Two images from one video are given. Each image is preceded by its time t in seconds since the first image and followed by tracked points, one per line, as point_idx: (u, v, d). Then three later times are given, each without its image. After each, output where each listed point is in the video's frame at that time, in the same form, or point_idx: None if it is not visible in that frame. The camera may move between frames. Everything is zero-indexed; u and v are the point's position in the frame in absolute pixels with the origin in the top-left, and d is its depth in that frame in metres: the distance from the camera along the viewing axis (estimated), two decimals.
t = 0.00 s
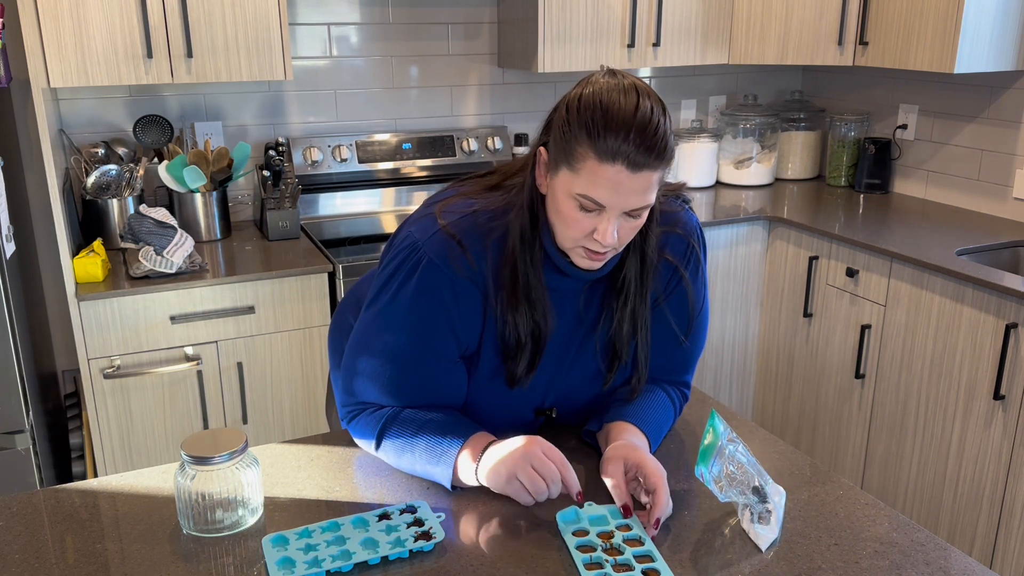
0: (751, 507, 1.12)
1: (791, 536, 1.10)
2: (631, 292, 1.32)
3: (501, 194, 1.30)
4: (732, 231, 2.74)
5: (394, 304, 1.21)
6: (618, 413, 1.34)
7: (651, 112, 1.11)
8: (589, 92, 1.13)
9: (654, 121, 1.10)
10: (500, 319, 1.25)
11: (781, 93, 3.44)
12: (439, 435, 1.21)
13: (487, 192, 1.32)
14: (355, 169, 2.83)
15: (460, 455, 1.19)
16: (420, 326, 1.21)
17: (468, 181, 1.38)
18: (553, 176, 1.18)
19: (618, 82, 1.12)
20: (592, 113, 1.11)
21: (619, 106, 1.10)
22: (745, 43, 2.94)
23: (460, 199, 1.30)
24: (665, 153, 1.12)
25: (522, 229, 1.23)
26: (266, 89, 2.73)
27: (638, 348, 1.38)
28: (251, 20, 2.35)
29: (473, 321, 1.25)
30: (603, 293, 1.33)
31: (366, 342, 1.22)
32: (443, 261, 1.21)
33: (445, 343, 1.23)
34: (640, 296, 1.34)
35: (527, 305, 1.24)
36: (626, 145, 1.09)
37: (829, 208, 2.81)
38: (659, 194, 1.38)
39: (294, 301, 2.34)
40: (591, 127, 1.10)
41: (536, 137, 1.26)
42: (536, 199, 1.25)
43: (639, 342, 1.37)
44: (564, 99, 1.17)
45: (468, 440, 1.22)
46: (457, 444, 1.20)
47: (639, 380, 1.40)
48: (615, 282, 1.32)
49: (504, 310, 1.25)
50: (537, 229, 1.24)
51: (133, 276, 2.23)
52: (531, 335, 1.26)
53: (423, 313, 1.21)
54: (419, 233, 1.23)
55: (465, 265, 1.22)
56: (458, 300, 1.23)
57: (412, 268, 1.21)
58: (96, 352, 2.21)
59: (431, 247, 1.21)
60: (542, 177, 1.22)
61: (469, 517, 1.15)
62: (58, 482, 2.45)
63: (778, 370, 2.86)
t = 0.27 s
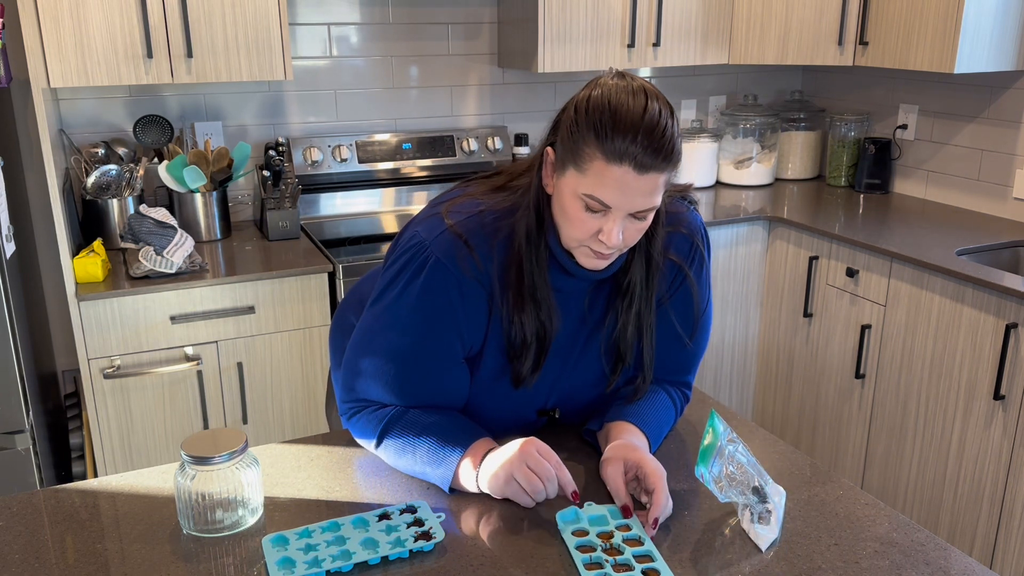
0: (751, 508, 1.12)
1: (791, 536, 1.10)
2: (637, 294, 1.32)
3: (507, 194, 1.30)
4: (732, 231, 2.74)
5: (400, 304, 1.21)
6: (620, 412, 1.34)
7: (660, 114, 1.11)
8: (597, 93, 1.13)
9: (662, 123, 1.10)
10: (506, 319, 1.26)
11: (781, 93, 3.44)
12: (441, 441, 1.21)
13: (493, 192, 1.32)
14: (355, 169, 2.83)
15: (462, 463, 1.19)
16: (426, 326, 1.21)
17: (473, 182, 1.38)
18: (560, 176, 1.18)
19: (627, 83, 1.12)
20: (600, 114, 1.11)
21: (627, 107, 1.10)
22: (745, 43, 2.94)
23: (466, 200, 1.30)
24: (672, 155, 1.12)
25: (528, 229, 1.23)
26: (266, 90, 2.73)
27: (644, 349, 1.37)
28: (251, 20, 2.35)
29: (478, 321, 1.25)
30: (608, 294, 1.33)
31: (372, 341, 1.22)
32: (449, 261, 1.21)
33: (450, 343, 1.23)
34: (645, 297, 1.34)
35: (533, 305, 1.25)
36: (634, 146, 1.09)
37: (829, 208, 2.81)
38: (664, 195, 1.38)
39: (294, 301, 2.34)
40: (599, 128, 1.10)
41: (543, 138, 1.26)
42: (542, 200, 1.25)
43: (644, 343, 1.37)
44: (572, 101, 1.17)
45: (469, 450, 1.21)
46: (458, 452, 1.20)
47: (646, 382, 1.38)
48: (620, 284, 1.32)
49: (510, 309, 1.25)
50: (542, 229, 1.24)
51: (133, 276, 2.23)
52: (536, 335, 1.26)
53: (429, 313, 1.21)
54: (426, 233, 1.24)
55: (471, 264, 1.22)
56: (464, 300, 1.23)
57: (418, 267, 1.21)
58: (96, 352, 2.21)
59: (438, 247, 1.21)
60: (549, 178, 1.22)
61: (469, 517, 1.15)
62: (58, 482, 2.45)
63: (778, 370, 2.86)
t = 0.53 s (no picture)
0: (751, 508, 1.12)
1: (791, 536, 1.10)
2: (641, 295, 1.33)
3: (512, 195, 1.30)
4: (732, 231, 2.74)
5: (405, 303, 1.21)
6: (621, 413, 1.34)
7: (667, 117, 1.11)
8: (605, 95, 1.13)
9: (670, 126, 1.10)
10: (511, 320, 1.25)
11: (781, 93, 3.44)
12: (441, 441, 1.21)
13: (498, 193, 1.31)
14: (355, 169, 2.83)
15: (459, 465, 1.19)
16: (431, 326, 1.21)
17: (478, 183, 1.38)
18: (566, 177, 1.18)
19: (635, 86, 1.12)
20: (608, 116, 1.11)
21: (635, 110, 1.10)
22: (745, 42, 2.94)
23: (471, 201, 1.30)
24: (678, 159, 1.12)
25: (533, 229, 1.23)
26: (266, 90, 2.73)
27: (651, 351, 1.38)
28: (251, 19, 2.35)
29: (483, 322, 1.25)
30: (612, 295, 1.33)
31: (376, 341, 1.22)
32: (454, 262, 1.21)
33: (455, 344, 1.23)
34: (650, 299, 1.34)
35: (537, 306, 1.24)
36: (641, 149, 1.09)
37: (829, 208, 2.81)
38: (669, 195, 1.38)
39: (294, 301, 2.34)
40: (607, 130, 1.10)
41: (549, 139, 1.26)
42: (547, 201, 1.25)
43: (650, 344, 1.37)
44: (580, 102, 1.17)
45: (468, 451, 1.21)
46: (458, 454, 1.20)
47: (649, 383, 1.39)
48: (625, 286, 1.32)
49: (514, 310, 1.25)
50: (547, 230, 1.24)
51: (133, 276, 2.23)
52: (541, 336, 1.26)
53: (434, 313, 1.21)
54: (431, 233, 1.23)
55: (476, 265, 1.22)
56: (469, 301, 1.23)
57: (423, 268, 1.21)
58: (96, 352, 2.21)
59: (443, 247, 1.21)
60: (555, 179, 1.22)
61: (469, 517, 1.15)
62: (58, 482, 2.45)
63: (778, 370, 2.86)
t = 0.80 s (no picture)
0: (751, 507, 1.12)
1: (791, 536, 1.10)
2: (643, 294, 1.33)
3: (515, 193, 1.30)
4: (732, 231, 2.74)
5: (408, 302, 1.21)
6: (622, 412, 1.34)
7: (670, 116, 1.11)
8: (608, 94, 1.13)
9: (672, 125, 1.10)
10: (513, 318, 1.25)
11: (781, 93, 3.44)
12: (448, 435, 1.22)
13: (501, 192, 1.32)
14: (355, 169, 2.83)
15: (466, 459, 1.19)
16: (433, 325, 1.21)
17: (481, 183, 1.38)
18: (569, 175, 1.18)
19: (638, 85, 1.12)
20: (611, 114, 1.11)
21: (638, 108, 1.10)
22: (745, 42, 2.94)
23: (474, 200, 1.30)
24: (681, 157, 1.12)
25: (536, 227, 1.23)
26: (266, 90, 2.73)
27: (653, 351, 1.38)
28: (251, 19, 2.35)
29: (485, 320, 1.25)
30: (614, 295, 1.33)
31: (378, 340, 1.22)
32: (457, 260, 1.21)
33: (457, 342, 1.23)
34: (652, 298, 1.34)
35: (540, 304, 1.24)
36: (644, 147, 1.09)
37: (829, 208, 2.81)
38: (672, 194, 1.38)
39: (294, 301, 2.34)
40: (610, 128, 1.10)
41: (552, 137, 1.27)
42: (550, 199, 1.24)
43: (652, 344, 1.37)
44: (583, 101, 1.17)
45: (474, 443, 1.22)
46: (464, 446, 1.20)
47: (651, 382, 1.39)
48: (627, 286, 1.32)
49: (517, 309, 1.25)
50: (550, 228, 1.24)
51: (133, 276, 2.23)
52: (543, 334, 1.26)
53: (437, 312, 1.21)
54: (433, 232, 1.24)
55: (479, 264, 1.22)
56: (471, 300, 1.23)
57: (425, 266, 1.21)
58: (96, 352, 2.22)
59: (445, 246, 1.21)
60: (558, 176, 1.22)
61: (469, 517, 1.15)
62: (58, 482, 2.45)
63: (778, 370, 2.86)
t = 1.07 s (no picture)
0: (751, 508, 1.12)
1: (791, 536, 1.10)
2: (646, 295, 1.33)
3: (518, 194, 1.30)
4: (732, 231, 2.74)
5: (409, 304, 1.21)
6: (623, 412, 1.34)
7: (674, 116, 1.11)
8: (612, 95, 1.13)
9: (676, 125, 1.10)
10: (516, 319, 1.25)
11: (781, 93, 3.44)
12: (438, 432, 1.22)
13: (503, 193, 1.31)
14: (355, 169, 2.83)
15: (455, 454, 1.19)
16: (435, 326, 1.21)
17: (483, 184, 1.38)
18: (573, 175, 1.18)
19: (641, 85, 1.12)
20: (614, 114, 1.11)
21: (642, 109, 1.10)
22: (745, 43, 2.94)
23: (476, 201, 1.30)
24: (685, 158, 1.12)
25: (539, 228, 1.23)
26: (266, 89, 2.73)
27: (654, 350, 1.38)
28: (251, 19, 2.35)
29: (487, 321, 1.25)
30: (617, 295, 1.33)
31: (379, 342, 1.22)
32: (460, 262, 1.21)
33: (459, 343, 1.23)
34: (654, 299, 1.34)
35: (543, 305, 1.24)
36: (647, 148, 1.09)
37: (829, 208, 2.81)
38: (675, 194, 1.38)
39: (294, 301, 2.34)
40: (614, 128, 1.10)
41: (554, 138, 1.26)
42: (553, 200, 1.24)
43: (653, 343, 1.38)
44: (587, 101, 1.17)
45: (465, 438, 1.22)
46: (454, 442, 1.20)
47: (652, 381, 1.39)
48: (630, 286, 1.32)
49: (520, 309, 1.25)
50: (553, 228, 1.24)
51: (133, 276, 2.23)
52: (545, 335, 1.26)
53: (439, 314, 1.21)
54: (435, 234, 1.23)
55: (480, 265, 1.22)
56: (473, 301, 1.23)
57: (428, 269, 1.21)
58: (96, 352, 2.21)
59: (448, 248, 1.21)
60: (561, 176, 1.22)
61: (469, 517, 1.15)
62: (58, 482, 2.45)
63: (778, 369, 2.86)
